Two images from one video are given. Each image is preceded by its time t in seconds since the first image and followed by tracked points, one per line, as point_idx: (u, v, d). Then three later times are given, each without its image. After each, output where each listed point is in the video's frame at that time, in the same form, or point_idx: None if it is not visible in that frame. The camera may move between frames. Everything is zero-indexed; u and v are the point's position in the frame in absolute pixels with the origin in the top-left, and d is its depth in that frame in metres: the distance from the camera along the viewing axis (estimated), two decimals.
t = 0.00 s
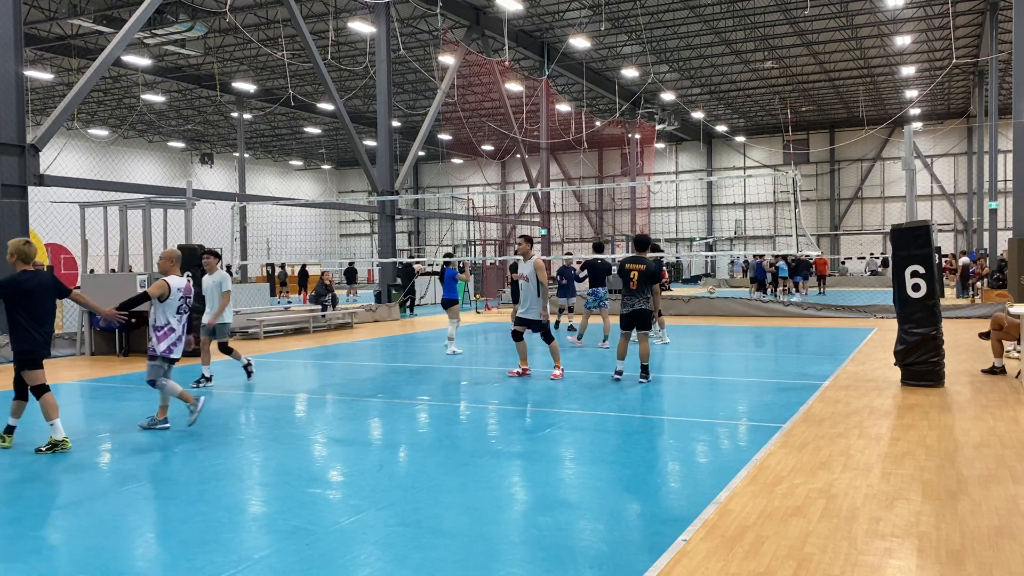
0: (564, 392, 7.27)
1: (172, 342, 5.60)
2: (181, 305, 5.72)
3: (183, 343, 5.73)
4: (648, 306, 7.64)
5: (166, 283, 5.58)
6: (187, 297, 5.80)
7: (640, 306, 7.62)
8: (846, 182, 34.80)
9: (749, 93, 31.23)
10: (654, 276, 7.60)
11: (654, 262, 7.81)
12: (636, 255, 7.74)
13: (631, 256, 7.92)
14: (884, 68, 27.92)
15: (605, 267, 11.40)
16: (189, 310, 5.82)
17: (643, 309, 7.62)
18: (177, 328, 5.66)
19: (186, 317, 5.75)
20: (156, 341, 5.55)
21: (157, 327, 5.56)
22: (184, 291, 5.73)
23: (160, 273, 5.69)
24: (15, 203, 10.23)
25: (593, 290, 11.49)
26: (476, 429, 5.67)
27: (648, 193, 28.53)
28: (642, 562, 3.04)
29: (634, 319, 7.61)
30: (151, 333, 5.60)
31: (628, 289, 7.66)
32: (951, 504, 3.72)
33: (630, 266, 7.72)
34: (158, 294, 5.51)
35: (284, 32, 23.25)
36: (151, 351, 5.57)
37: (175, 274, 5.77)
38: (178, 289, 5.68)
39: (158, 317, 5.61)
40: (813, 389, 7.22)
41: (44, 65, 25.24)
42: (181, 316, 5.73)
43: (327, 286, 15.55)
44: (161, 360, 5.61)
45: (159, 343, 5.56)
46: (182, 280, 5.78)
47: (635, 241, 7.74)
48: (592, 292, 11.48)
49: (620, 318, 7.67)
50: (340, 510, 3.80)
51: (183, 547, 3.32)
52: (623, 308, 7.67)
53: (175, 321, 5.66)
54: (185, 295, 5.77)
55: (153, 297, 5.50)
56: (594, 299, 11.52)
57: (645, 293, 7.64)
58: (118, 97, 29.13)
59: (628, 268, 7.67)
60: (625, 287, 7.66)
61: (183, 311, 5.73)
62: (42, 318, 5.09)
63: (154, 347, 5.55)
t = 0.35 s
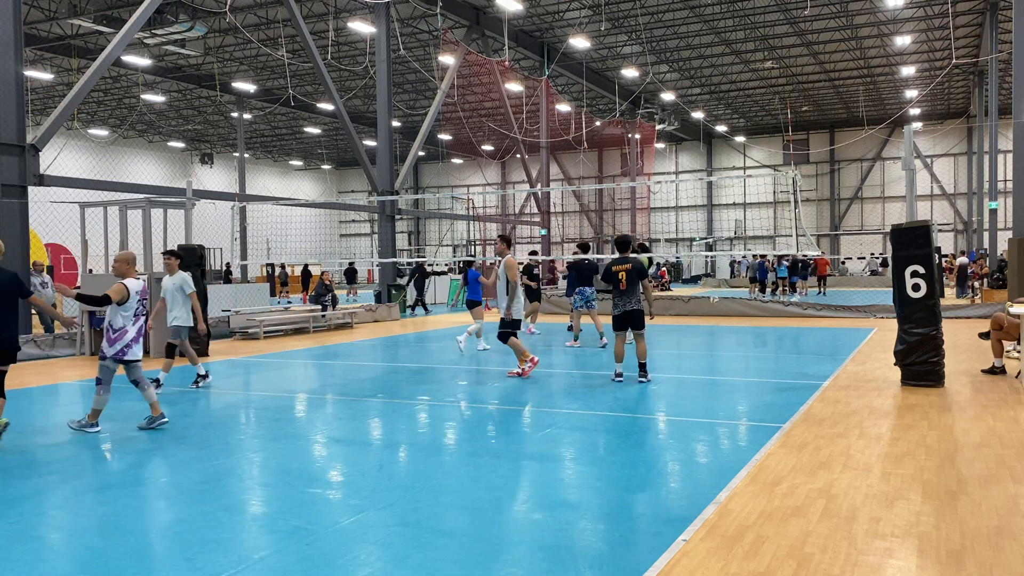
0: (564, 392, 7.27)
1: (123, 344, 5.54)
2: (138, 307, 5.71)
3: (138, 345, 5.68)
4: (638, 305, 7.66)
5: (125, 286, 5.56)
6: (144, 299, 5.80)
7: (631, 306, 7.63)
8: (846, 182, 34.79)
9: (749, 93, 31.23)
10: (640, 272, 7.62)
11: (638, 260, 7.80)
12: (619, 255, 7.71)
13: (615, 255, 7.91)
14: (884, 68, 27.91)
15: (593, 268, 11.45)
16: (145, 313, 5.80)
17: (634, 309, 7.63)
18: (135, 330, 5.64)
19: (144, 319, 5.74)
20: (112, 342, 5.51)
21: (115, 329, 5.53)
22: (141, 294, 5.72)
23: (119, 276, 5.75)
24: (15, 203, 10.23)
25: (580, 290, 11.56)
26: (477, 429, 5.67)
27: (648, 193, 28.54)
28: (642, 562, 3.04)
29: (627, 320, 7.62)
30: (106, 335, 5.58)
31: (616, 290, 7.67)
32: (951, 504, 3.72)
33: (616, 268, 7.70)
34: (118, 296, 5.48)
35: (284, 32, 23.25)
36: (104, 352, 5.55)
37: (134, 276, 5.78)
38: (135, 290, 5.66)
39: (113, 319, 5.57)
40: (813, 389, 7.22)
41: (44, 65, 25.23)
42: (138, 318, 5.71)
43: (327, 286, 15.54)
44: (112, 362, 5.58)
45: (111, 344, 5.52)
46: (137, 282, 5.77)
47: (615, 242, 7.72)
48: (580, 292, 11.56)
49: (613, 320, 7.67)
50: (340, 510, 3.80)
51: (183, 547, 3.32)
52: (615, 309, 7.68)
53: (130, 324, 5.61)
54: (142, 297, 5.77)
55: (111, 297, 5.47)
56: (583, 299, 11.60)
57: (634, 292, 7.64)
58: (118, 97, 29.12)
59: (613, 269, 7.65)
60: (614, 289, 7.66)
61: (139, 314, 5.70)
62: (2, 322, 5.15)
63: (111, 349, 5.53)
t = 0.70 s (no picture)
0: (564, 392, 7.27)
1: (82, 342, 5.56)
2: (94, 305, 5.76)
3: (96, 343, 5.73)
4: (635, 303, 7.64)
5: (78, 284, 5.62)
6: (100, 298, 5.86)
7: (629, 305, 7.61)
8: (846, 182, 34.78)
9: (749, 94, 31.24)
10: (634, 269, 7.65)
11: (631, 258, 7.81)
12: (609, 256, 7.75)
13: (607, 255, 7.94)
14: (884, 68, 27.91)
15: (584, 267, 11.37)
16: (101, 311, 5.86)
17: (630, 307, 7.62)
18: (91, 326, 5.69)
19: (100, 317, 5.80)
20: (70, 340, 5.52)
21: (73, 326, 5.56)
22: (95, 292, 5.78)
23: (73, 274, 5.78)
24: (15, 203, 10.22)
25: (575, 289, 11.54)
26: (476, 428, 5.67)
27: (648, 193, 28.56)
28: (641, 562, 3.04)
29: (624, 320, 7.62)
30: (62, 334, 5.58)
31: (610, 290, 7.67)
32: (951, 504, 3.72)
33: (609, 267, 7.73)
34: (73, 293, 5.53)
35: (284, 32, 23.24)
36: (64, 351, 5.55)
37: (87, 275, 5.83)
38: (89, 289, 5.72)
39: (69, 317, 5.59)
40: (813, 389, 7.22)
41: (44, 65, 25.23)
42: (94, 316, 5.75)
43: (328, 286, 15.53)
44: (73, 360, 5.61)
45: (70, 342, 5.54)
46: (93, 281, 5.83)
47: (607, 242, 7.75)
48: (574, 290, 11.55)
49: (609, 321, 7.69)
50: (340, 510, 3.79)
51: (183, 547, 3.33)
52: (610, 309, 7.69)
53: (88, 321, 5.67)
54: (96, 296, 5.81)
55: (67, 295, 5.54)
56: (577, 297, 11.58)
57: (630, 289, 7.63)
58: (118, 97, 29.13)
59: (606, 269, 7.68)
60: (608, 289, 7.67)
61: (95, 312, 5.75)
62: None
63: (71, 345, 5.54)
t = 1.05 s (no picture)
0: (564, 392, 7.28)
1: (43, 344, 5.68)
2: (59, 306, 5.78)
3: (62, 343, 5.80)
4: (633, 303, 7.63)
5: (40, 285, 5.63)
6: (66, 299, 5.87)
7: (627, 305, 7.62)
8: (846, 182, 34.79)
9: (749, 93, 31.24)
10: (631, 270, 7.61)
11: (630, 258, 7.77)
12: (608, 256, 7.74)
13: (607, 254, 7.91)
14: (884, 68, 27.92)
15: (583, 267, 11.34)
16: (68, 309, 5.88)
17: (628, 306, 7.61)
18: (55, 327, 5.74)
19: (65, 317, 5.83)
20: (31, 342, 5.67)
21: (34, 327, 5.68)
22: (59, 292, 5.79)
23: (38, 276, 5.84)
24: (15, 203, 10.22)
25: (576, 288, 11.43)
26: (475, 429, 5.67)
27: (648, 193, 28.59)
28: (641, 562, 3.04)
29: (622, 320, 7.62)
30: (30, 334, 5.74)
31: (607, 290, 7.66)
32: (951, 504, 3.72)
33: (607, 267, 7.71)
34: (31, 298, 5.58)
35: (284, 32, 23.24)
36: (27, 351, 5.71)
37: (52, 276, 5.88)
38: (51, 290, 5.74)
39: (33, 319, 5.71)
40: (813, 389, 7.22)
41: (44, 65, 25.24)
42: (59, 317, 5.79)
43: (328, 286, 15.54)
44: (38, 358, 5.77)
45: (33, 343, 5.68)
46: (57, 281, 5.83)
47: (606, 242, 7.73)
48: (576, 290, 11.42)
49: (608, 321, 7.69)
50: (340, 510, 3.80)
51: (183, 547, 3.32)
52: (609, 309, 7.68)
53: (50, 323, 5.73)
54: (62, 297, 5.82)
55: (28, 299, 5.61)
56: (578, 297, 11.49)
57: (627, 290, 7.63)
58: (118, 97, 29.13)
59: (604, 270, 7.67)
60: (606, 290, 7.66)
61: (59, 313, 5.77)
62: None
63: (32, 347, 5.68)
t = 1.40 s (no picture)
0: (564, 392, 7.27)
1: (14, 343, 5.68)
2: (32, 307, 5.74)
3: (36, 344, 5.75)
4: (636, 304, 7.64)
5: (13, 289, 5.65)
6: (41, 301, 5.80)
7: (630, 306, 7.61)
8: (846, 182, 34.79)
9: (749, 93, 31.23)
10: (635, 271, 7.62)
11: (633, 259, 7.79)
12: (613, 257, 7.75)
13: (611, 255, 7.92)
14: (884, 68, 27.91)
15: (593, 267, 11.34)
16: (44, 311, 5.81)
17: (631, 307, 7.61)
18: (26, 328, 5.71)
19: (39, 318, 5.76)
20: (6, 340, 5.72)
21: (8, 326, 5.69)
22: (34, 293, 5.75)
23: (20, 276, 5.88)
24: (15, 203, 10.23)
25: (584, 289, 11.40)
26: (475, 429, 5.67)
27: (648, 193, 28.61)
28: (641, 562, 3.04)
29: (625, 321, 7.62)
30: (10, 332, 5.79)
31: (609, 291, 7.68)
32: (951, 504, 3.72)
33: (610, 268, 7.73)
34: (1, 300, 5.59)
35: (284, 32, 23.24)
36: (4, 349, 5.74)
37: (31, 277, 5.86)
38: (24, 292, 5.71)
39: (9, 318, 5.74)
40: (813, 389, 7.22)
41: (44, 65, 25.23)
42: (32, 318, 5.73)
43: (328, 286, 15.54)
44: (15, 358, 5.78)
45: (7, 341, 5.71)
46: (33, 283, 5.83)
47: (612, 243, 7.75)
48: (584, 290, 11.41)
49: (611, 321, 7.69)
50: (340, 510, 3.80)
51: (183, 547, 3.32)
52: (613, 309, 7.68)
53: (23, 324, 5.70)
54: (36, 299, 5.77)
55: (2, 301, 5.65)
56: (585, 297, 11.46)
57: (630, 290, 7.65)
58: (118, 97, 29.13)
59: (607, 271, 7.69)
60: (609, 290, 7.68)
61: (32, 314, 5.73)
62: None
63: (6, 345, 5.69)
